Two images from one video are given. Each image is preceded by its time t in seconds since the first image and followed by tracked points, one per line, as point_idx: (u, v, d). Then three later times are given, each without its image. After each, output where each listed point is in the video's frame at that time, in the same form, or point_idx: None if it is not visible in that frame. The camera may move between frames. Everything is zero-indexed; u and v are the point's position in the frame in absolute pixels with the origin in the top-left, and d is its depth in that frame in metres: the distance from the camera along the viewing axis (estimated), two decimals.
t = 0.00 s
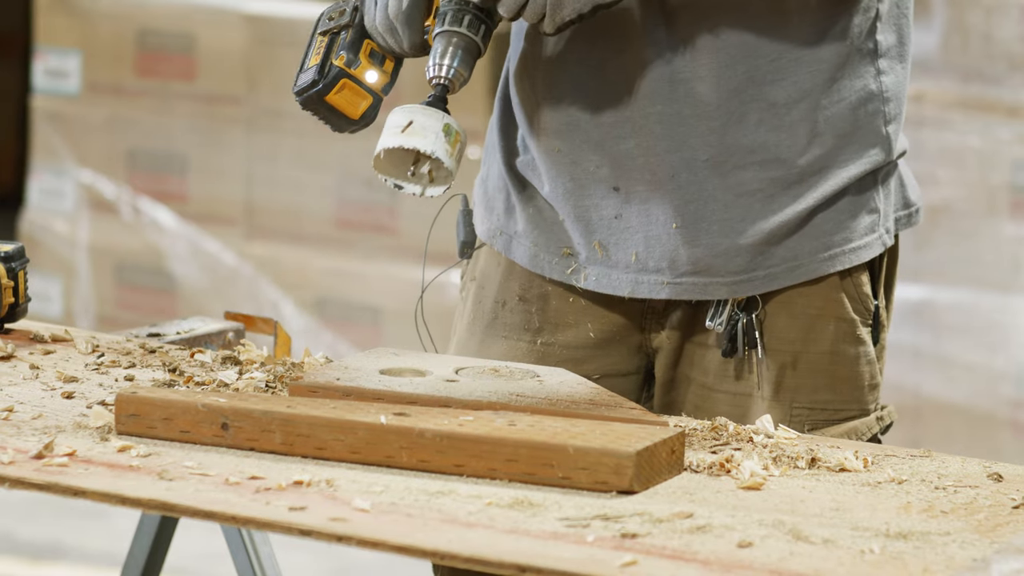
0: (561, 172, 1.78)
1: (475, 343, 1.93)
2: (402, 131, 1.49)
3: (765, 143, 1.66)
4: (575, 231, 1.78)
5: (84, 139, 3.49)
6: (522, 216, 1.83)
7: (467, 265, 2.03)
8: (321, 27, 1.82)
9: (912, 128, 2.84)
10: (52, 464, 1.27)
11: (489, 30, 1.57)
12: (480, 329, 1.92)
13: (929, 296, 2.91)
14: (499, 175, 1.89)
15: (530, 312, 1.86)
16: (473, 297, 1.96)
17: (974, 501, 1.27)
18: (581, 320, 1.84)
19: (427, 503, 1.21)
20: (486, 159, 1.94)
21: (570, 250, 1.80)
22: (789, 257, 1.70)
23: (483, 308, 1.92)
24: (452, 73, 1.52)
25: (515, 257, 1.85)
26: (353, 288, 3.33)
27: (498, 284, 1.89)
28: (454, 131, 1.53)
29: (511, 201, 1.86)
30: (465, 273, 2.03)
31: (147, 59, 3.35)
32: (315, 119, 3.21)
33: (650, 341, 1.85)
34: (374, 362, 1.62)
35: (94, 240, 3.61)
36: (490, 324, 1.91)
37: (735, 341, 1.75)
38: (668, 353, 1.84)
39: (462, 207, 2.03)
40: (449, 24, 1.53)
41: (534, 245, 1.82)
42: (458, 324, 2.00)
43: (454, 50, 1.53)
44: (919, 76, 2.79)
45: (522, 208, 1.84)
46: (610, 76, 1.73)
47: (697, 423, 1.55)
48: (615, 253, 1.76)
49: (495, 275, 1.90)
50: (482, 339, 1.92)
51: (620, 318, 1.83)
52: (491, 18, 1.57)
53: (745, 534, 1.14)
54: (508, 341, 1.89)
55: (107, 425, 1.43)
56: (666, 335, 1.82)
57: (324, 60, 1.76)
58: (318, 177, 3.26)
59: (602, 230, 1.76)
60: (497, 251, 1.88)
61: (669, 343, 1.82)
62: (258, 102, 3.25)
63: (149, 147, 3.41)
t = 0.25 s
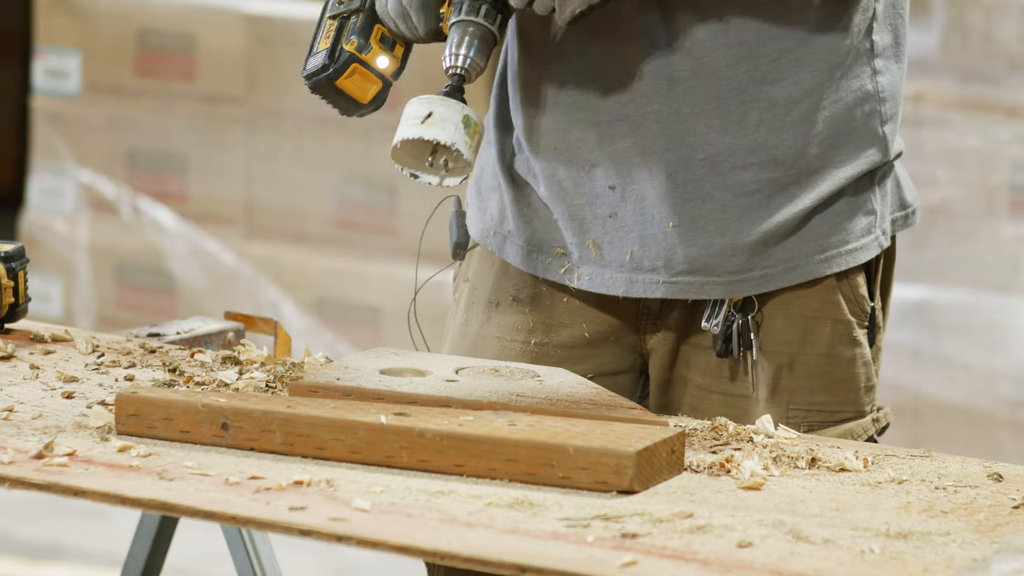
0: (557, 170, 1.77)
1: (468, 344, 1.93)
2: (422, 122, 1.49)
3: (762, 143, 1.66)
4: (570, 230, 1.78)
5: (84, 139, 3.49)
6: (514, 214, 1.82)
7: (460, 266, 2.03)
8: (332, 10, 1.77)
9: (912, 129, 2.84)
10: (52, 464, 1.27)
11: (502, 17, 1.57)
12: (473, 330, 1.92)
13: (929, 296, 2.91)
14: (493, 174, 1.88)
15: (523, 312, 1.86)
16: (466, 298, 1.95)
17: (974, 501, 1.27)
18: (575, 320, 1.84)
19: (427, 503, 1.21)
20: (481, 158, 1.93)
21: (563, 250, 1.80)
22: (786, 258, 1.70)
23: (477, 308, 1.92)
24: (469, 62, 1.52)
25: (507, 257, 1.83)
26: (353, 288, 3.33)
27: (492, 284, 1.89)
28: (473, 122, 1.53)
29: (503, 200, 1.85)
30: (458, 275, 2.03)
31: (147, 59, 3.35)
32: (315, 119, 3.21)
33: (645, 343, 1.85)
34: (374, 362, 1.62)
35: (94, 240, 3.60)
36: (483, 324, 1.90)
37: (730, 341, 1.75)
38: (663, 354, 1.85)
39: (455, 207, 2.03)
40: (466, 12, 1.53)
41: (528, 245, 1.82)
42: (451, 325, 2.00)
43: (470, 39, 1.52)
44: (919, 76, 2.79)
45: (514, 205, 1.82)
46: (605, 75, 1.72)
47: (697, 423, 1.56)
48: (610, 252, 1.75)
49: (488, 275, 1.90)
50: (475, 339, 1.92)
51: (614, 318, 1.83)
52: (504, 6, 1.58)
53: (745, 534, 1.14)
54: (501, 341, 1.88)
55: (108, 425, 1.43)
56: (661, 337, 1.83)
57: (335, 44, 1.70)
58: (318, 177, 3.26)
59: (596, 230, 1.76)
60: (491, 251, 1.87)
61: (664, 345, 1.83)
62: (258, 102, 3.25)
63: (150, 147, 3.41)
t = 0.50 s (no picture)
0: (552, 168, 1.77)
1: (464, 344, 1.92)
2: (417, 96, 1.47)
3: (760, 141, 1.66)
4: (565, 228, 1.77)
5: (84, 139, 3.50)
6: (508, 213, 1.82)
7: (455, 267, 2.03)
8: None
9: (912, 129, 2.84)
10: (52, 464, 1.27)
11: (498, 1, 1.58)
12: (469, 330, 1.92)
13: (928, 296, 2.91)
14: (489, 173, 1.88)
15: (518, 312, 1.86)
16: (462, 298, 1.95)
17: (974, 501, 1.27)
18: (571, 320, 1.84)
19: (426, 503, 1.21)
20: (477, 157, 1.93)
21: (555, 251, 1.80)
22: (783, 258, 1.70)
23: (473, 309, 1.92)
24: (465, 43, 1.52)
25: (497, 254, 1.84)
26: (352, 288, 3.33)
27: (488, 285, 1.90)
28: (468, 100, 1.51)
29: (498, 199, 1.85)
30: (452, 275, 2.02)
31: (147, 59, 3.35)
32: (316, 119, 3.21)
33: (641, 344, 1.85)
34: (373, 362, 1.62)
35: (94, 240, 3.61)
36: (480, 324, 1.90)
37: (727, 342, 1.75)
38: (658, 355, 1.84)
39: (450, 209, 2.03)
40: None
41: (520, 244, 1.82)
42: (446, 326, 1.99)
43: (468, 21, 1.53)
44: (919, 76, 2.79)
45: (509, 204, 1.82)
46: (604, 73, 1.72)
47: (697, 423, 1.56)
48: (604, 250, 1.74)
49: (484, 275, 1.90)
50: (471, 340, 1.91)
51: (610, 319, 1.83)
52: None
53: (745, 534, 1.14)
54: (497, 341, 1.88)
55: (108, 425, 1.43)
56: (657, 338, 1.83)
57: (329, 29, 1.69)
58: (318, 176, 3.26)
59: (591, 228, 1.75)
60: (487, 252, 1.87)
61: (660, 345, 1.83)
62: (258, 102, 3.25)
63: (150, 147, 3.41)
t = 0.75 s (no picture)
0: (556, 167, 1.77)
1: (467, 346, 1.92)
2: (411, 95, 1.47)
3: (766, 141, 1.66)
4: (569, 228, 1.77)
5: (84, 139, 3.49)
6: (511, 213, 1.83)
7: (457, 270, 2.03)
8: None
9: (912, 129, 2.84)
10: (51, 464, 1.27)
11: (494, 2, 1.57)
12: (472, 331, 1.92)
13: (929, 296, 2.91)
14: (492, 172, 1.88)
15: (523, 313, 1.86)
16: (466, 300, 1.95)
17: (974, 502, 1.27)
18: (576, 322, 1.85)
19: (426, 503, 1.21)
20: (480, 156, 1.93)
21: (556, 251, 1.80)
22: (787, 258, 1.70)
23: (476, 311, 1.92)
24: (463, 42, 1.52)
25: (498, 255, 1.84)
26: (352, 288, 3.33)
27: (492, 286, 1.90)
28: (462, 102, 1.51)
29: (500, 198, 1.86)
30: (456, 277, 2.03)
31: (147, 59, 3.35)
32: (315, 119, 3.21)
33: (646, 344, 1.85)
34: (373, 362, 1.62)
35: (94, 240, 3.61)
36: (483, 326, 1.90)
37: (738, 342, 1.76)
38: (663, 356, 1.84)
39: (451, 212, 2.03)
40: None
41: (521, 245, 1.82)
42: (449, 327, 1.99)
43: (463, 22, 1.52)
44: (919, 76, 2.79)
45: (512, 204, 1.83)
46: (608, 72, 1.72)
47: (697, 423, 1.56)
48: (607, 249, 1.74)
49: (488, 277, 1.91)
50: (474, 341, 1.91)
51: (615, 319, 1.84)
52: None
53: (745, 534, 1.14)
54: (501, 343, 1.88)
55: (107, 425, 1.43)
56: (661, 338, 1.83)
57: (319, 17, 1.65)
58: (317, 176, 3.25)
59: (595, 227, 1.75)
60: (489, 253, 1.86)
61: (665, 346, 1.83)
62: (258, 102, 3.25)
63: (149, 147, 3.41)
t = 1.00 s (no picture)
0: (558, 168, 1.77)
1: (470, 346, 1.92)
2: (404, 126, 1.45)
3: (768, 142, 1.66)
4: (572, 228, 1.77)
5: (84, 139, 3.49)
6: (513, 214, 1.83)
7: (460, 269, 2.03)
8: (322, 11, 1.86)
9: (912, 129, 2.84)
10: (51, 465, 1.27)
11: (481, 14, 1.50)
12: (475, 331, 1.92)
13: (929, 296, 2.90)
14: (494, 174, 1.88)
15: (525, 313, 1.86)
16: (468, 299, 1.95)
17: (974, 501, 1.27)
18: (578, 321, 1.85)
19: (426, 503, 1.21)
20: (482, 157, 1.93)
21: (559, 252, 1.80)
22: (789, 258, 1.70)
23: (478, 311, 1.91)
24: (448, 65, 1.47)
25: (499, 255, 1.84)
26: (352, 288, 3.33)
27: (494, 285, 1.89)
28: (456, 129, 1.49)
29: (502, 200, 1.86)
30: (458, 278, 2.03)
31: (147, 59, 3.35)
32: (315, 119, 3.21)
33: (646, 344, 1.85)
34: (373, 362, 1.62)
35: (94, 240, 3.61)
36: (486, 326, 1.90)
37: (735, 340, 1.77)
38: (664, 355, 1.85)
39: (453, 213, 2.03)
40: (442, 16, 1.48)
41: (522, 245, 1.82)
42: (451, 327, 1.99)
43: (453, 41, 1.48)
44: (919, 75, 2.79)
45: (513, 205, 1.83)
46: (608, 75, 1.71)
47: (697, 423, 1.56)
48: (609, 251, 1.75)
49: (490, 277, 1.90)
50: (477, 341, 1.91)
51: (616, 319, 1.84)
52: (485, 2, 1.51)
53: (745, 534, 1.14)
54: (504, 342, 1.88)
55: (107, 425, 1.43)
56: (663, 338, 1.84)
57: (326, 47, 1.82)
58: (316, 176, 3.25)
59: (597, 228, 1.75)
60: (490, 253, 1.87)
61: (665, 346, 1.84)
62: (258, 102, 3.25)
63: (149, 147, 3.41)
